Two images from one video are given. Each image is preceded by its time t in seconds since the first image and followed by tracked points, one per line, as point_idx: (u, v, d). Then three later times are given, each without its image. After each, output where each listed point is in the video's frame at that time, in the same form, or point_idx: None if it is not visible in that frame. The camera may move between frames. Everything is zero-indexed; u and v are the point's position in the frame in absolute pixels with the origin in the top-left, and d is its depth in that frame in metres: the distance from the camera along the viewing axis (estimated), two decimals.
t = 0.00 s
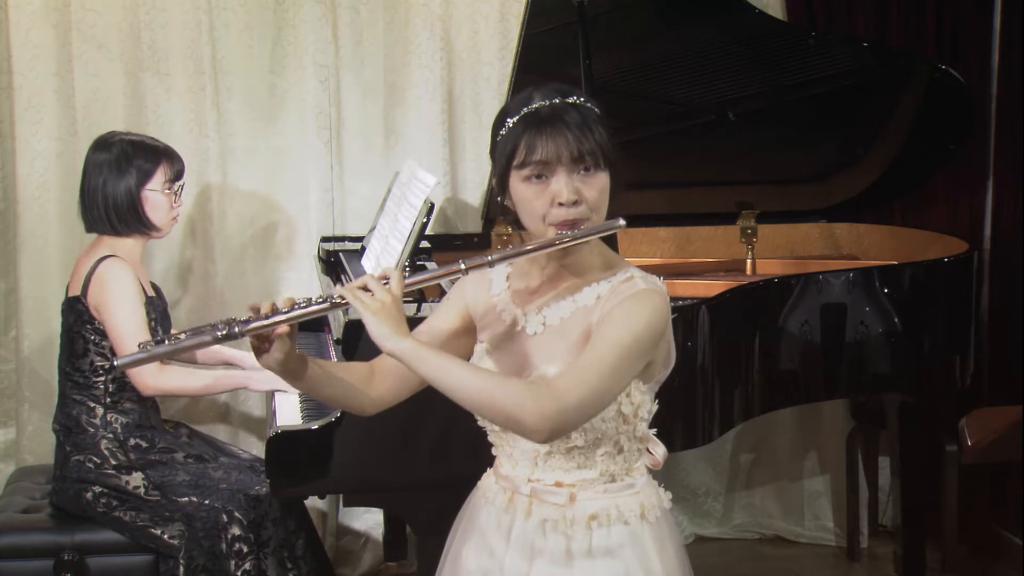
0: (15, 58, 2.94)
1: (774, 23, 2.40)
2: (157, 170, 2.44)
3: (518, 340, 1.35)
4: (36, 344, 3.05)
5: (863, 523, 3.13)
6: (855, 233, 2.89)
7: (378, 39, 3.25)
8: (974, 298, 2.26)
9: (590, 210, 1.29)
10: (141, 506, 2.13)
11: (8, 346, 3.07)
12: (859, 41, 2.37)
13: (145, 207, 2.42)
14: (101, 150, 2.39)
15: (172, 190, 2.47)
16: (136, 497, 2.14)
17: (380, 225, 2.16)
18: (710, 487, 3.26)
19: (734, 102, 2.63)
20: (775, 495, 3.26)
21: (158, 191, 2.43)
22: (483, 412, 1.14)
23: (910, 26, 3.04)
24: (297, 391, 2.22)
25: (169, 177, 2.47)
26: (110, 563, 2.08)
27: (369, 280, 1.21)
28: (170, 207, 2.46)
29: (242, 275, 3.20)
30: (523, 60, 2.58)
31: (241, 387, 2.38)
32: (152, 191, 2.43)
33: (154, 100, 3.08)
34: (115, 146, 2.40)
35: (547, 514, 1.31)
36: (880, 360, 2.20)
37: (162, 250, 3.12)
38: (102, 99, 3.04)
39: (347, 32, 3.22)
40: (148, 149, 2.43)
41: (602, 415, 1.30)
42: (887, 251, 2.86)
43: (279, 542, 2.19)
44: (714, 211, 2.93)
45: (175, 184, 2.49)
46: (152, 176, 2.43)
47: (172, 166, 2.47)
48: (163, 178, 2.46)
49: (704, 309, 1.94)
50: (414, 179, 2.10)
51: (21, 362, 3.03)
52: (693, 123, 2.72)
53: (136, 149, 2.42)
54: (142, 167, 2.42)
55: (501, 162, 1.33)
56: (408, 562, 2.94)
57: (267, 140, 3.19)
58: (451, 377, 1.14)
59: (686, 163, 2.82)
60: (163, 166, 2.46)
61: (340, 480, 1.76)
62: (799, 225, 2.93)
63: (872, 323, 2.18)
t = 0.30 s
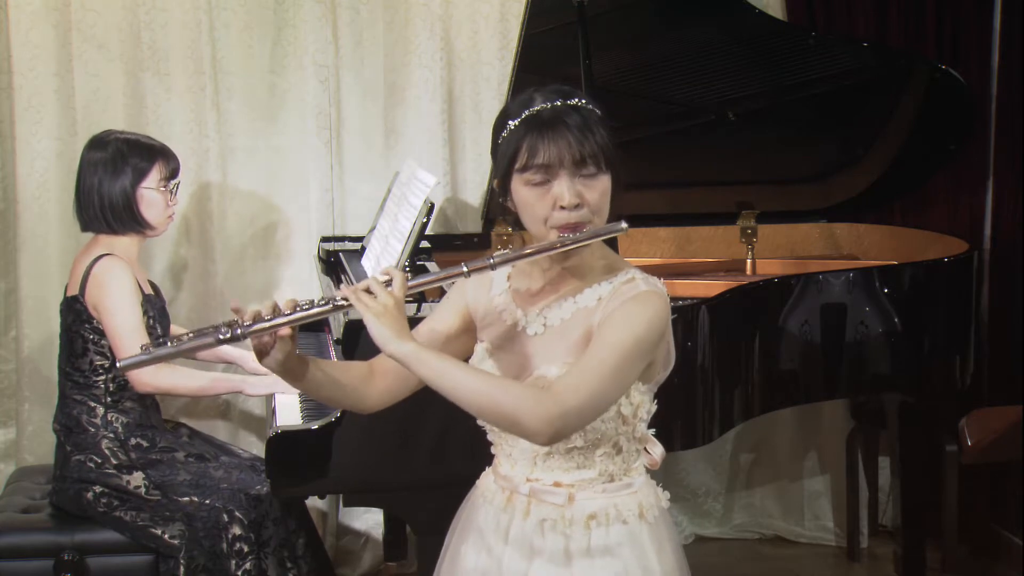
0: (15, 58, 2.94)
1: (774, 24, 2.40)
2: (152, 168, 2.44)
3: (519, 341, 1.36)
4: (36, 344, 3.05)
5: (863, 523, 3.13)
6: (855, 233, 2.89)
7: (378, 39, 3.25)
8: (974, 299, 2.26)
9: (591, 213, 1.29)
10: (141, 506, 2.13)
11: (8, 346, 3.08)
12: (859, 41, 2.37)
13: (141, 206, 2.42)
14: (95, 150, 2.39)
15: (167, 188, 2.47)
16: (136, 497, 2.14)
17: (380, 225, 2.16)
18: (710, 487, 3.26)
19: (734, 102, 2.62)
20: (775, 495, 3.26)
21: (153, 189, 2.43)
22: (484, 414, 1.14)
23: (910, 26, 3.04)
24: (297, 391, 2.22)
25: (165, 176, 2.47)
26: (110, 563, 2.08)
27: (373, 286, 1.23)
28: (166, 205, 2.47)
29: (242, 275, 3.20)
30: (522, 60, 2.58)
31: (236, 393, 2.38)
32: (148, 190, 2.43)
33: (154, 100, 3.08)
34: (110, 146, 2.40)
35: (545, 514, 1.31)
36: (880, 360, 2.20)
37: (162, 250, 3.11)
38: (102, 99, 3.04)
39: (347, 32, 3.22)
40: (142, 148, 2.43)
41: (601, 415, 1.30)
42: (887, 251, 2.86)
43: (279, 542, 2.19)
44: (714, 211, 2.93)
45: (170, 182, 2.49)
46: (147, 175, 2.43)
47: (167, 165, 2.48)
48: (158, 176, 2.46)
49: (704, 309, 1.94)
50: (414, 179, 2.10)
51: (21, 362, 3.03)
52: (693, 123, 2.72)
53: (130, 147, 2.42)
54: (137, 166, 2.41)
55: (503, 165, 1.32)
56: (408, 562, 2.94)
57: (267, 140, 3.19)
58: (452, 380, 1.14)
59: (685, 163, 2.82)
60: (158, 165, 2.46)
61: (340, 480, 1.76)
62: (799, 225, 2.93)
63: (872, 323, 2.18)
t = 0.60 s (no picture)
0: (15, 58, 2.94)
1: (774, 24, 2.40)
2: (157, 170, 2.45)
3: (516, 338, 1.35)
4: (36, 344, 3.05)
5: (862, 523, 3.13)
6: (855, 233, 2.89)
7: (378, 39, 3.25)
8: (974, 298, 2.26)
9: (585, 208, 1.29)
10: (141, 506, 2.13)
11: (8, 346, 3.08)
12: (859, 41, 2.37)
13: (143, 205, 2.43)
14: (102, 148, 2.39)
15: (169, 191, 2.49)
16: (136, 497, 2.14)
17: (381, 224, 2.16)
18: (710, 487, 3.26)
19: (734, 102, 2.62)
20: (775, 495, 3.26)
21: (156, 189, 2.44)
22: (479, 409, 1.14)
23: (910, 26, 3.05)
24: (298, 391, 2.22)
25: (168, 179, 2.49)
26: (110, 563, 2.08)
27: (365, 277, 1.22)
28: (166, 207, 2.47)
29: (243, 275, 3.20)
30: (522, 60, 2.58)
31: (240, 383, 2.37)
32: (150, 189, 2.44)
33: (154, 100, 3.08)
34: (117, 146, 2.40)
35: (545, 512, 1.31)
36: (880, 360, 2.20)
37: (162, 250, 3.11)
38: (102, 99, 3.04)
39: (347, 32, 3.22)
40: (147, 149, 2.44)
41: (600, 413, 1.30)
42: (887, 251, 2.86)
43: (279, 542, 2.19)
44: (714, 210, 2.93)
45: (172, 187, 2.51)
46: (150, 177, 2.44)
47: (171, 168, 2.49)
48: (162, 178, 2.47)
49: (705, 308, 1.94)
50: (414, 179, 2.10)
51: (21, 362, 3.03)
52: (693, 123, 2.72)
53: (137, 149, 2.42)
54: (141, 167, 2.42)
55: (498, 160, 1.33)
56: (408, 562, 2.94)
57: (267, 140, 3.19)
58: (447, 374, 1.14)
59: (685, 162, 2.82)
60: (162, 168, 2.47)
61: (340, 479, 1.76)
62: (799, 225, 2.93)
63: (872, 322, 2.18)
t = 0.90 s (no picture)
0: (15, 58, 2.94)
1: (774, 24, 2.38)
2: (168, 173, 2.45)
3: (518, 343, 1.36)
4: (35, 344, 3.05)
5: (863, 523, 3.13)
6: (855, 233, 2.89)
7: (378, 38, 3.25)
8: (974, 299, 2.26)
9: (591, 217, 1.30)
10: (140, 506, 2.13)
11: (8, 346, 3.08)
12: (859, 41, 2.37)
13: (153, 207, 2.42)
14: (114, 150, 2.40)
15: (179, 195, 2.48)
16: (136, 497, 2.14)
17: (381, 224, 2.17)
18: (710, 487, 3.25)
19: (734, 102, 2.63)
20: (775, 495, 3.26)
21: (167, 192, 2.43)
22: (481, 421, 1.14)
23: (910, 26, 3.04)
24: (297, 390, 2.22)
25: (179, 184, 2.48)
26: (110, 563, 2.08)
27: (372, 285, 1.21)
28: (175, 209, 2.47)
29: (243, 275, 3.20)
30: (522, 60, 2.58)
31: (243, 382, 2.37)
32: (162, 192, 2.43)
33: (154, 100, 3.08)
34: (131, 150, 2.40)
35: (544, 515, 1.31)
36: (880, 360, 2.20)
37: (161, 250, 3.11)
38: (102, 99, 3.04)
39: (347, 32, 3.22)
40: (159, 153, 2.43)
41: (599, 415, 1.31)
42: (887, 251, 2.86)
43: (279, 542, 2.18)
44: (714, 211, 2.93)
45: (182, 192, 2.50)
46: (162, 179, 2.43)
47: (182, 174, 2.49)
48: (173, 182, 2.47)
49: (705, 308, 1.94)
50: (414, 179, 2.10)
51: (21, 362, 3.03)
52: (693, 123, 2.73)
53: (149, 152, 2.42)
54: (152, 171, 2.42)
55: (503, 167, 1.33)
56: (408, 562, 2.93)
57: (267, 140, 3.19)
58: (450, 385, 1.14)
59: (685, 162, 2.82)
60: (173, 173, 2.46)
61: (340, 479, 1.76)
62: (799, 225, 2.93)
63: (872, 323, 2.18)
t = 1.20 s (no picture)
0: (15, 58, 2.94)
1: (775, 24, 2.38)
2: (167, 172, 2.45)
3: (524, 343, 1.36)
4: (36, 344, 3.05)
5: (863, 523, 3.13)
6: (855, 233, 2.89)
7: (378, 38, 3.25)
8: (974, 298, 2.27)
9: (604, 217, 1.30)
10: (141, 505, 2.14)
11: (8, 346, 3.08)
12: (859, 41, 2.37)
13: (153, 205, 2.42)
14: (113, 150, 2.40)
15: (178, 193, 2.48)
16: (137, 496, 2.15)
17: (382, 223, 2.17)
18: (710, 487, 3.25)
19: (734, 102, 2.64)
20: (775, 495, 3.26)
21: (166, 190, 2.44)
22: (500, 420, 1.14)
23: (910, 26, 3.04)
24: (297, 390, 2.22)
25: (177, 182, 2.49)
26: (110, 563, 2.08)
27: (385, 286, 1.19)
28: (176, 207, 2.47)
29: (243, 275, 3.19)
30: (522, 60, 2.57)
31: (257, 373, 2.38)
32: (161, 190, 2.43)
33: (154, 100, 3.08)
34: (130, 150, 2.40)
35: (545, 515, 1.31)
36: (880, 360, 2.20)
37: (162, 250, 3.11)
38: (102, 99, 3.04)
39: (347, 32, 3.22)
40: (157, 152, 2.44)
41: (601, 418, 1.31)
42: (887, 251, 2.86)
43: (279, 542, 2.17)
44: (714, 210, 2.93)
45: (182, 190, 2.51)
46: (160, 177, 2.43)
47: (181, 172, 2.50)
48: (172, 180, 2.47)
49: (704, 308, 1.94)
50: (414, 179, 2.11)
51: (21, 362, 3.03)
52: (693, 123, 2.73)
53: (149, 152, 2.42)
54: (150, 170, 2.42)
55: (516, 168, 1.32)
56: (408, 563, 2.93)
57: (267, 140, 3.19)
58: (468, 385, 1.13)
59: (686, 162, 2.82)
60: (172, 171, 2.47)
61: (339, 479, 1.76)
62: (799, 225, 2.93)
63: (872, 322, 2.18)
